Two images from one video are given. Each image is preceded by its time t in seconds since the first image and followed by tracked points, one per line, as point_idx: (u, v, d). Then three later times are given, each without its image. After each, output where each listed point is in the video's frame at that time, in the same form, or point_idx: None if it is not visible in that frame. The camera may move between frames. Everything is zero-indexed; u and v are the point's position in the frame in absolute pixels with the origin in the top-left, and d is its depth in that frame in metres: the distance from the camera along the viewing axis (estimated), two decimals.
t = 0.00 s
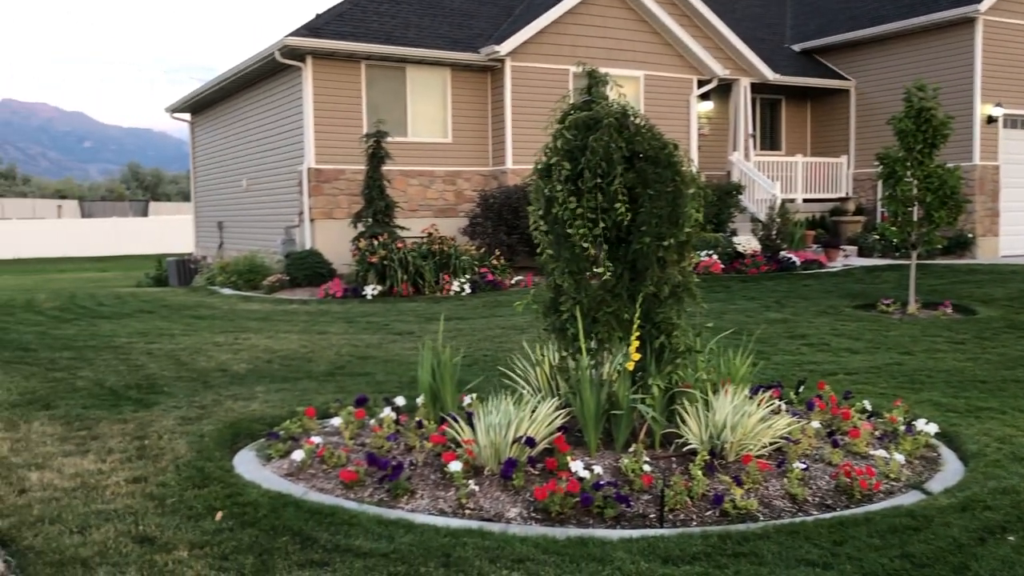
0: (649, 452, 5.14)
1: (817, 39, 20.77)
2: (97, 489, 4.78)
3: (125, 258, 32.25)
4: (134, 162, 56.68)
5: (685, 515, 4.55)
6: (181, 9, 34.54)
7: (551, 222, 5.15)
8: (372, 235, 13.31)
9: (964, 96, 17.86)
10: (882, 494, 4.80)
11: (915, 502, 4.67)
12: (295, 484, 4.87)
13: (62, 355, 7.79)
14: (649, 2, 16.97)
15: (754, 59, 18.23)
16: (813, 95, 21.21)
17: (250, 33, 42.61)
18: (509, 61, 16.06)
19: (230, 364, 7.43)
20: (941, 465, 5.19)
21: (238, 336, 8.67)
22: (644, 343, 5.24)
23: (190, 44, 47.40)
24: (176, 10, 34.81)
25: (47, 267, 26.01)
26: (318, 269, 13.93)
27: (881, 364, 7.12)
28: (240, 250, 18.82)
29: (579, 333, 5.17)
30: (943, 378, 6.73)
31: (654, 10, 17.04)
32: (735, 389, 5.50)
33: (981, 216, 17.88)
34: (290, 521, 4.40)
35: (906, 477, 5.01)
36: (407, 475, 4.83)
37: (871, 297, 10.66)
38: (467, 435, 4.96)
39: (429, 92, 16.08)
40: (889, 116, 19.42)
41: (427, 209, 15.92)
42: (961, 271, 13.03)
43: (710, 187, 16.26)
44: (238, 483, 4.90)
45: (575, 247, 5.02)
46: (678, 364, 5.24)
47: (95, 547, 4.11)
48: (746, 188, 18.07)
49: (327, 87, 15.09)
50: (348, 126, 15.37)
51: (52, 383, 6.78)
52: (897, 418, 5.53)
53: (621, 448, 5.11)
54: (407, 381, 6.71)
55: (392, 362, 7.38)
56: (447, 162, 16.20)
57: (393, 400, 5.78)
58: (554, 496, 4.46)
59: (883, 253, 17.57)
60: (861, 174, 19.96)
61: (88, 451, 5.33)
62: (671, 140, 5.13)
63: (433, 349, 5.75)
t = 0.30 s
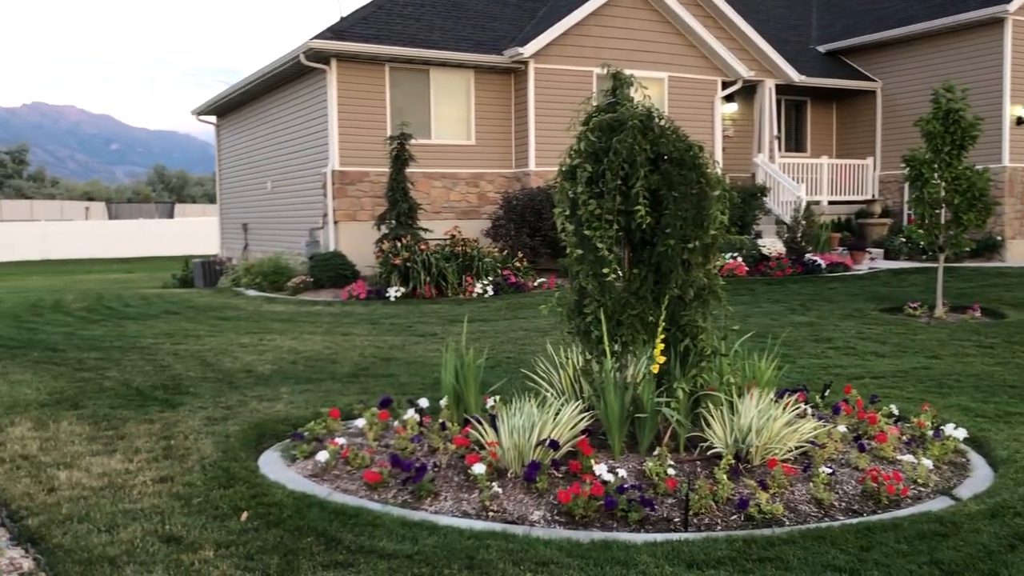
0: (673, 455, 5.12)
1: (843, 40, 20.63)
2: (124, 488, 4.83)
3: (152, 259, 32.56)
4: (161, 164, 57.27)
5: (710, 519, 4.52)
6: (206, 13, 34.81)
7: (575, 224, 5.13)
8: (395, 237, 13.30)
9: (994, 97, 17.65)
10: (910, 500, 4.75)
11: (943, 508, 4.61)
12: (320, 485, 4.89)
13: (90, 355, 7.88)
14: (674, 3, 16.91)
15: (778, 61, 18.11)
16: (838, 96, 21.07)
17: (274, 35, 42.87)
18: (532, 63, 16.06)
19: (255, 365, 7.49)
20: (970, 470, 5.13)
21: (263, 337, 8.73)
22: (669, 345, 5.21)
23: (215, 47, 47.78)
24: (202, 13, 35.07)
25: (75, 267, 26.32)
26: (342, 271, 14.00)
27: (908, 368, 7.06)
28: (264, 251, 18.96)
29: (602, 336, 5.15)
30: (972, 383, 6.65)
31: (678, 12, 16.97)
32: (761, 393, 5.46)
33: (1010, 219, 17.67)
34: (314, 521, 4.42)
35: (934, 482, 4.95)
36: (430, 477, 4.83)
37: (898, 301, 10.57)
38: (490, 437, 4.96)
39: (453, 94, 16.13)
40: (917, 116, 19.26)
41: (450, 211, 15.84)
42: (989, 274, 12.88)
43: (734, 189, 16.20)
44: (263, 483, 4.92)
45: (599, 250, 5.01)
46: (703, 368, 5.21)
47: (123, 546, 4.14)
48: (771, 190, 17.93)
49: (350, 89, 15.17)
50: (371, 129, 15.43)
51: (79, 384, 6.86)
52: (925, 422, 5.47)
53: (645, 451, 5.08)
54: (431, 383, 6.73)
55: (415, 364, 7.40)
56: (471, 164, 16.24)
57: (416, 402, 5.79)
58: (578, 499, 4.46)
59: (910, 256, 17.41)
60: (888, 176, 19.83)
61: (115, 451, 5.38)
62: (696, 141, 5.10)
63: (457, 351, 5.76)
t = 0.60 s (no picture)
0: (699, 460, 5.09)
1: (870, 44, 20.51)
2: (153, 489, 4.88)
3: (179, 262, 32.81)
4: (187, 167, 57.74)
5: (736, 525, 4.50)
6: (233, 17, 34.96)
7: (601, 228, 5.13)
8: (420, 241, 13.39)
9: None
10: (939, 507, 4.70)
11: (974, 516, 4.56)
12: (346, 487, 4.91)
13: (119, 357, 7.97)
14: (701, 7, 16.86)
15: (806, 64, 18.01)
16: (865, 99, 20.93)
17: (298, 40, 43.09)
18: (558, 67, 16.08)
19: (281, 367, 7.54)
20: (1001, 478, 5.06)
21: (289, 339, 8.79)
22: (695, 350, 5.19)
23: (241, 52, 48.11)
24: (229, 18, 35.30)
25: (103, 270, 26.62)
26: (367, 274, 14.06)
27: (938, 374, 6.98)
28: (291, 255, 19.07)
29: (628, 340, 5.14)
30: (1003, 390, 6.57)
31: (705, 16, 16.93)
32: (788, 398, 5.43)
33: None
34: (340, 523, 4.44)
35: (964, 490, 4.90)
36: (456, 480, 4.84)
37: (927, 306, 10.46)
38: (515, 440, 4.95)
39: (478, 98, 16.17)
40: (948, 119, 19.12)
41: (475, 214, 15.98)
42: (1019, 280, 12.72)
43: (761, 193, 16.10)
44: (290, 484, 4.96)
45: (625, 253, 5.00)
46: (729, 373, 5.19)
47: (151, 546, 4.18)
48: (798, 194, 17.82)
49: (376, 94, 15.24)
50: (396, 133, 15.50)
51: (109, 384, 6.93)
52: (955, 429, 5.42)
53: (671, 456, 5.05)
54: (456, 386, 6.74)
55: (440, 367, 7.42)
56: (496, 168, 16.28)
57: (441, 405, 5.80)
58: (603, 503, 4.44)
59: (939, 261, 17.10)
60: (917, 181, 19.69)
61: (144, 451, 5.44)
62: (723, 145, 5.08)
63: (482, 355, 5.76)
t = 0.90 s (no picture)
0: (726, 469, 5.05)
1: (900, 49, 20.33)
2: (182, 493, 4.91)
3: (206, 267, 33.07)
4: (214, 174, 58.24)
5: (764, 534, 4.46)
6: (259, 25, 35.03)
7: (628, 235, 5.12)
8: (446, 247, 13.45)
9: None
10: (971, 518, 4.63)
11: (1008, 528, 4.48)
12: (372, 493, 4.92)
13: (148, 362, 8.05)
14: (728, 13, 16.80)
15: (834, 69, 17.87)
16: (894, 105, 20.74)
17: (324, 47, 43.35)
18: (584, 73, 16.08)
19: (308, 373, 7.58)
20: None
21: (315, 345, 8.84)
22: (723, 357, 5.16)
23: (268, 59, 48.49)
24: (255, 26, 35.49)
25: (132, 275, 26.89)
26: (393, 280, 14.13)
27: (969, 383, 6.89)
28: (317, 261, 19.18)
29: (655, 347, 5.11)
30: None
31: (732, 21, 16.86)
32: (816, 407, 5.37)
33: None
34: (367, 529, 4.45)
35: (998, 501, 4.82)
36: (482, 487, 4.83)
37: (958, 313, 10.34)
38: (541, 447, 4.94)
39: (503, 105, 16.20)
40: (978, 125, 18.91)
41: (500, 220, 15.99)
42: None
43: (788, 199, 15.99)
44: (316, 490, 4.98)
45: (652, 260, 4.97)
46: (757, 381, 5.15)
47: (180, 550, 4.21)
48: (826, 200, 17.69)
49: (402, 100, 15.32)
50: (422, 139, 15.55)
51: (139, 389, 7.00)
52: (988, 439, 5.34)
53: (698, 464, 5.01)
54: (482, 393, 6.74)
55: (465, 373, 7.43)
56: (521, 174, 16.30)
57: (467, 411, 5.80)
58: (629, 512, 4.41)
59: (970, 268, 16.88)
60: (947, 187, 19.50)
61: (172, 456, 5.48)
62: (751, 151, 5.04)
63: (508, 362, 5.76)
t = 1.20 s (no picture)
0: (749, 482, 5.02)
1: (923, 60, 20.21)
2: (204, 503, 4.93)
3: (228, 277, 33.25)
4: (236, 184, 58.65)
5: (787, 548, 4.41)
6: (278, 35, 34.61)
7: (648, 247, 5.10)
8: (466, 258, 13.49)
9: None
10: (999, 534, 4.57)
11: None
12: (393, 504, 4.92)
13: (171, 372, 8.10)
14: (749, 24, 16.76)
15: (856, 80, 17.79)
16: (917, 116, 20.63)
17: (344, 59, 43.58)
18: (605, 85, 16.09)
19: (329, 383, 7.60)
20: None
21: (337, 355, 8.87)
22: (745, 370, 5.13)
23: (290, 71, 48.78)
24: (277, 38, 35.67)
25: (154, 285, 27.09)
26: (413, 290, 14.16)
27: (996, 397, 6.80)
28: (338, 271, 19.25)
29: (676, 360, 5.08)
30: None
31: (753, 32, 16.82)
32: (839, 420, 5.33)
33: None
34: (388, 540, 4.45)
35: None
36: (502, 499, 4.82)
37: (984, 326, 10.24)
38: (562, 459, 4.92)
39: (525, 116, 16.26)
40: (1003, 137, 18.76)
41: (521, 231, 16.03)
42: None
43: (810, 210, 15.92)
44: (338, 500, 4.99)
45: (672, 272, 4.95)
46: (780, 394, 5.10)
47: (202, 559, 4.22)
48: (848, 212, 17.59)
49: (422, 112, 15.38)
50: (443, 151, 15.62)
51: (162, 399, 7.04)
52: (1015, 454, 5.27)
53: (720, 477, 4.98)
54: (502, 404, 6.73)
55: (486, 385, 7.42)
56: (542, 185, 16.35)
57: (488, 422, 5.79)
58: (651, 525, 4.38)
59: (995, 280, 16.75)
60: (971, 199, 19.34)
61: (195, 465, 5.51)
62: (774, 163, 5.02)
63: (528, 373, 5.74)
